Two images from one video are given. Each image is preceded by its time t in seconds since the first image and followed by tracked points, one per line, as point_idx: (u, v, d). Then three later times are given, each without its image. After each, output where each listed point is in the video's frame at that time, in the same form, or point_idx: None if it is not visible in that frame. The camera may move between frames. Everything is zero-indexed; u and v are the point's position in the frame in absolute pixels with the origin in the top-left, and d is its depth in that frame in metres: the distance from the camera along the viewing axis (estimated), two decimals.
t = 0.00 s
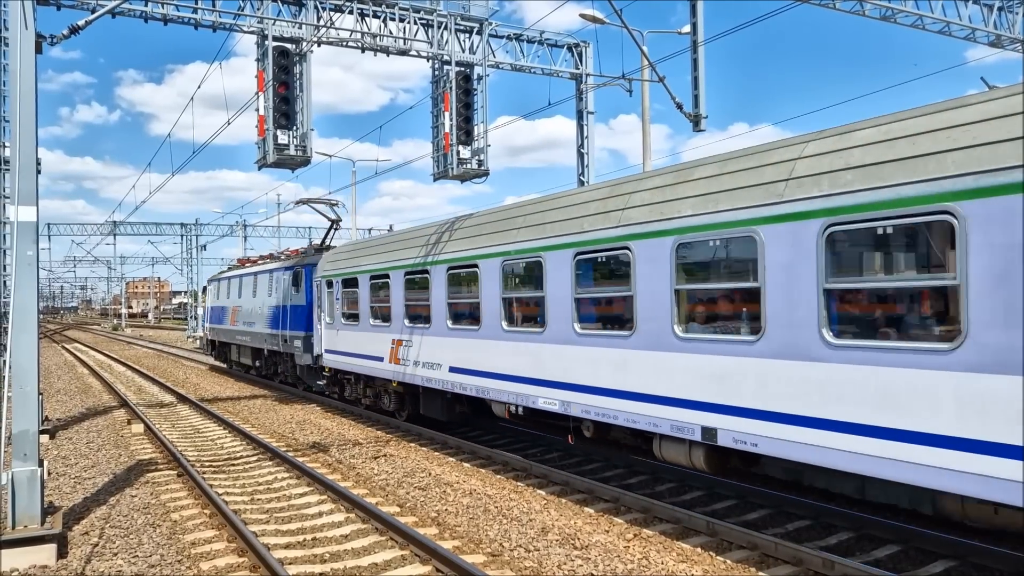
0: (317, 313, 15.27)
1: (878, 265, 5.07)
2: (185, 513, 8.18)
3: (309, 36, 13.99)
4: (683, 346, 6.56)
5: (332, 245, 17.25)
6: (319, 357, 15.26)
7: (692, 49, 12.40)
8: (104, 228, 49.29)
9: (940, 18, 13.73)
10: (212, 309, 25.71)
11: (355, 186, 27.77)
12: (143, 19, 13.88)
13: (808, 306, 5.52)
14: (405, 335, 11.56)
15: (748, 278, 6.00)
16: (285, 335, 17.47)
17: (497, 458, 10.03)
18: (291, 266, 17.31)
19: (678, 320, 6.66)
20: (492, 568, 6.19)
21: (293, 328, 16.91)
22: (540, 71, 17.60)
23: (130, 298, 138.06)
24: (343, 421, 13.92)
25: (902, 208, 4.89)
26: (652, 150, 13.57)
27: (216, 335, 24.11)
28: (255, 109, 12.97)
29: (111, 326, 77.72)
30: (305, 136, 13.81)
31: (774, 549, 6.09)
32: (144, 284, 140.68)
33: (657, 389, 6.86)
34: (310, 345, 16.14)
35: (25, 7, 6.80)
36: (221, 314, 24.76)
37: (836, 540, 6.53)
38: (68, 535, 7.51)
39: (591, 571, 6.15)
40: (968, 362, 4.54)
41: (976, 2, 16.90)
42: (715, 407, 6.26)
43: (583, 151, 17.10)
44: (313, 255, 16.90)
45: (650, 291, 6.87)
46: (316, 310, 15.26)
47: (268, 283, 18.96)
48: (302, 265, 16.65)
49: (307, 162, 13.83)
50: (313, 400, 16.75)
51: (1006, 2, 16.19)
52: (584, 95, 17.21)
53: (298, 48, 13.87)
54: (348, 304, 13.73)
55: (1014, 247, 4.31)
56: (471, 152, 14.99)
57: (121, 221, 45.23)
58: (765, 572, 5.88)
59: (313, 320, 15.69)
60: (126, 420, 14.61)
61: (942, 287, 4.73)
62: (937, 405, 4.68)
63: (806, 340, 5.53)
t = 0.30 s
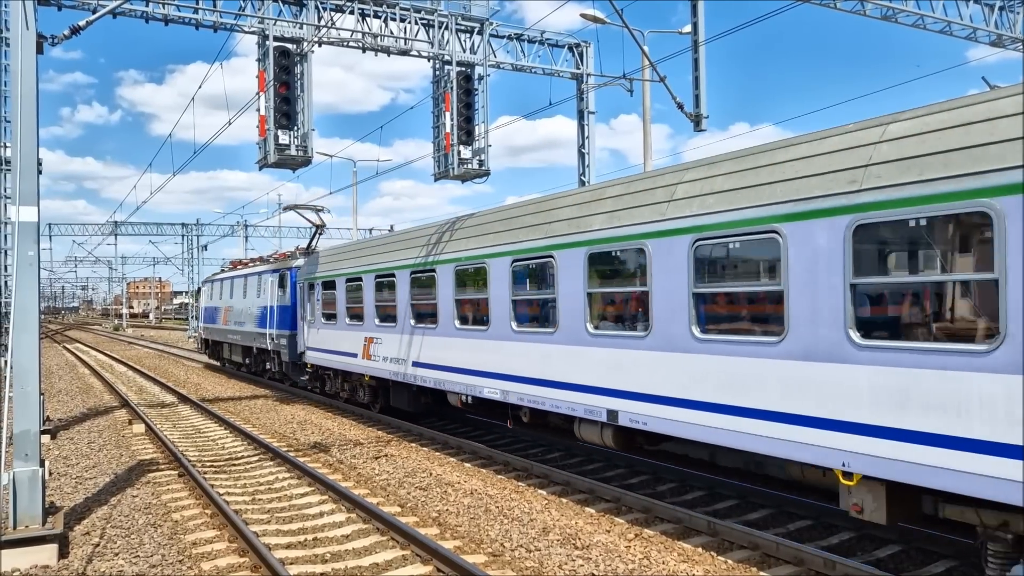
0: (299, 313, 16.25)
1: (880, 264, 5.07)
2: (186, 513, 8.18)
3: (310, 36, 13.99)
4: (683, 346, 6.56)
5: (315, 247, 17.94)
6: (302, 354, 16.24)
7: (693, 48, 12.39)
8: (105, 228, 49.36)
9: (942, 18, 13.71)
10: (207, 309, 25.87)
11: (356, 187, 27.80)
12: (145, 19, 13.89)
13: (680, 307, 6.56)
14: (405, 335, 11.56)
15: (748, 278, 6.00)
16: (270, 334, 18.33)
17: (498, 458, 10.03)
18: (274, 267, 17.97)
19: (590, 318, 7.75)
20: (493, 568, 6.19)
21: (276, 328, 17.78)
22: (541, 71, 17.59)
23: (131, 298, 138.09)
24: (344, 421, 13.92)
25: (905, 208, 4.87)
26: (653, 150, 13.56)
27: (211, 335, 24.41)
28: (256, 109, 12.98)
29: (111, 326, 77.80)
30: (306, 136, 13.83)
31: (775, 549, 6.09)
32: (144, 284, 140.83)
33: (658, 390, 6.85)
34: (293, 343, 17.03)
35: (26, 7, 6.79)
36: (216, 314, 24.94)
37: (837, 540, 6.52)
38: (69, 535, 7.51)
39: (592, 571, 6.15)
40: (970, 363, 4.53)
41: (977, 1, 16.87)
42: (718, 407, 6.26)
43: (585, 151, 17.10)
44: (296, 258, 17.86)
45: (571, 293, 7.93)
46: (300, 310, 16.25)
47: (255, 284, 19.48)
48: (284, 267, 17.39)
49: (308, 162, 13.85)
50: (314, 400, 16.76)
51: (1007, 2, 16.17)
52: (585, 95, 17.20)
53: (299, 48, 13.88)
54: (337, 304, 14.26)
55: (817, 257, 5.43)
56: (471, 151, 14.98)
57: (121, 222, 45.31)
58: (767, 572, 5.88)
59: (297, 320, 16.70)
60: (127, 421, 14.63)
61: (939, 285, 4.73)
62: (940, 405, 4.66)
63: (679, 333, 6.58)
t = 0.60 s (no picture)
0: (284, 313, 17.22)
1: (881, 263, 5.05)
2: (188, 513, 8.19)
3: (312, 36, 13.99)
4: (684, 346, 6.56)
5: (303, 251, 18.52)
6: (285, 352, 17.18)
7: (694, 49, 12.38)
8: (105, 228, 49.41)
9: (944, 18, 13.69)
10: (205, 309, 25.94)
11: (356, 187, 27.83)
12: (146, 20, 13.90)
13: (594, 307, 7.62)
14: (407, 335, 11.55)
15: (752, 278, 5.96)
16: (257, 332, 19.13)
17: (499, 458, 10.03)
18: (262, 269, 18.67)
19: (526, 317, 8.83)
20: (494, 568, 6.19)
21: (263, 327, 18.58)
22: (542, 71, 17.59)
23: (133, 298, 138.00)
24: (345, 421, 13.93)
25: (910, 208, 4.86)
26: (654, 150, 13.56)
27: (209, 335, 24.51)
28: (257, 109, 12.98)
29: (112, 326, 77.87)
30: (308, 136, 13.85)
31: (776, 549, 6.09)
32: (146, 284, 141.01)
33: (660, 389, 6.84)
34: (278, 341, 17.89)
35: (28, 7, 6.79)
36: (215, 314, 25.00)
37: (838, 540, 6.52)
38: (71, 536, 7.52)
39: (593, 571, 6.15)
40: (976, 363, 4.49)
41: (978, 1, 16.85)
42: (720, 407, 6.24)
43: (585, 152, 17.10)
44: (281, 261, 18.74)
45: (511, 293, 9.01)
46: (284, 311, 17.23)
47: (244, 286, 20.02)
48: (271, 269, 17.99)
49: (310, 162, 13.86)
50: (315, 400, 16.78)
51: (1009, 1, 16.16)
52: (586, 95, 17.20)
53: (300, 48, 13.88)
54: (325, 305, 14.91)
55: (687, 273, 6.49)
56: (472, 152, 14.96)
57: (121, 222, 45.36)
58: (768, 572, 5.88)
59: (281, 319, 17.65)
60: (128, 421, 14.64)
61: (944, 283, 4.71)
62: (941, 406, 4.64)
63: (593, 331, 7.64)
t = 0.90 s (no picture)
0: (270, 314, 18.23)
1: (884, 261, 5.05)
2: (189, 513, 8.18)
3: (312, 36, 13.98)
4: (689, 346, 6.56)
5: (291, 254, 19.54)
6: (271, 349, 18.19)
7: (695, 48, 12.37)
8: (105, 228, 49.43)
9: (945, 17, 13.68)
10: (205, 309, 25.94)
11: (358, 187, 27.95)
12: (147, 20, 13.90)
13: (526, 308, 8.77)
14: (408, 334, 11.53)
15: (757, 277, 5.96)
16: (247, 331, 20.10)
17: (499, 457, 10.02)
18: (252, 271, 19.53)
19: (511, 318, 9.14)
20: (496, 568, 6.19)
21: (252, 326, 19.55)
22: (542, 71, 17.59)
23: (134, 298, 138.33)
24: (346, 420, 13.93)
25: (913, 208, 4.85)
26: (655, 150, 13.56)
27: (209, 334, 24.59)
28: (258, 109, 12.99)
29: (113, 326, 77.92)
30: (308, 136, 13.85)
31: (778, 548, 6.09)
32: (147, 284, 141.17)
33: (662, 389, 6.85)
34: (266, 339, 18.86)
35: (29, 6, 6.78)
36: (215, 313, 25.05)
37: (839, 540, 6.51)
38: (73, 535, 7.53)
39: (595, 570, 6.15)
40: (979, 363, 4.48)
41: None
42: (725, 406, 6.23)
43: (586, 151, 17.10)
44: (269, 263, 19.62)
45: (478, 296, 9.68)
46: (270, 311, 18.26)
47: (236, 288, 21.01)
48: (261, 272, 19.02)
49: (311, 162, 13.86)
50: (315, 399, 16.78)
51: None
52: (587, 94, 17.20)
53: (301, 48, 13.88)
54: (307, 305, 15.85)
55: (597, 276, 7.63)
56: (472, 151, 14.94)
57: (122, 222, 45.30)
58: (770, 571, 5.88)
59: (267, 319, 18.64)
60: (129, 420, 14.65)
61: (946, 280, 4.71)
62: (945, 403, 4.65)
63: (524, 328, 8.80)
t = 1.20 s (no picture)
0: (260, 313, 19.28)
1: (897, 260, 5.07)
2: (189, 513, 8.18)
3: (312, 35, 13.98)
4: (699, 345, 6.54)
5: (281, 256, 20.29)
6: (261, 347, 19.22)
7: (696, 47, 12.37)
8: (105, 228, 49.46)
9: (945, 16, 13.68)
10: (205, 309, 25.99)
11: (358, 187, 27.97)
12: (147, 19, 13.90)
13: (472, 307, 9.90)
14: (409, 334, 11.52)
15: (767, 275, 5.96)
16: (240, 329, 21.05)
17: (500, 457, 10.01)
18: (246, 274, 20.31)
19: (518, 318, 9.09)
20: (496, 567, 6.19)
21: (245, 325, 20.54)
22: (543, 70, 17.59)
23: (134, 297, 138.40)
24: (346, 420, 13.92)
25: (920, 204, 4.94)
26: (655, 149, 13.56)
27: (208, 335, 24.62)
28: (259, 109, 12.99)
29: (113, 326, 77.95)
30: (308, 136, 13.83)
31: (779, 547, 6.08)
32: (148, 284, 141.27)
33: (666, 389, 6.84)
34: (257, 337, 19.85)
35: (28, 6, 6.78)
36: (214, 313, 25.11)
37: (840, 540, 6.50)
38: (73, 535, 7.52)
39: (595, 570, 6.15)
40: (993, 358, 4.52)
41: None
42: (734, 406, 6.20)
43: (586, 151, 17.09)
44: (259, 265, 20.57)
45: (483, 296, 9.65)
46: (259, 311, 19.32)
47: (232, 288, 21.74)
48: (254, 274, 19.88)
49: (311, 161, 13.84)
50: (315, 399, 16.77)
51: None
52: (587, 94, 17.21)
53: (301, 47, 13.88)
54: (293, 305, 16.80)
55: (526, 280, 8.81)
56: (472, 151, 14.93)
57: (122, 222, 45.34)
58: (771, 570, 5.87)
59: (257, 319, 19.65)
60: (129, 420, 14.65)
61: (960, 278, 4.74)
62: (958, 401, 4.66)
63: (471, 324, 9.93)
